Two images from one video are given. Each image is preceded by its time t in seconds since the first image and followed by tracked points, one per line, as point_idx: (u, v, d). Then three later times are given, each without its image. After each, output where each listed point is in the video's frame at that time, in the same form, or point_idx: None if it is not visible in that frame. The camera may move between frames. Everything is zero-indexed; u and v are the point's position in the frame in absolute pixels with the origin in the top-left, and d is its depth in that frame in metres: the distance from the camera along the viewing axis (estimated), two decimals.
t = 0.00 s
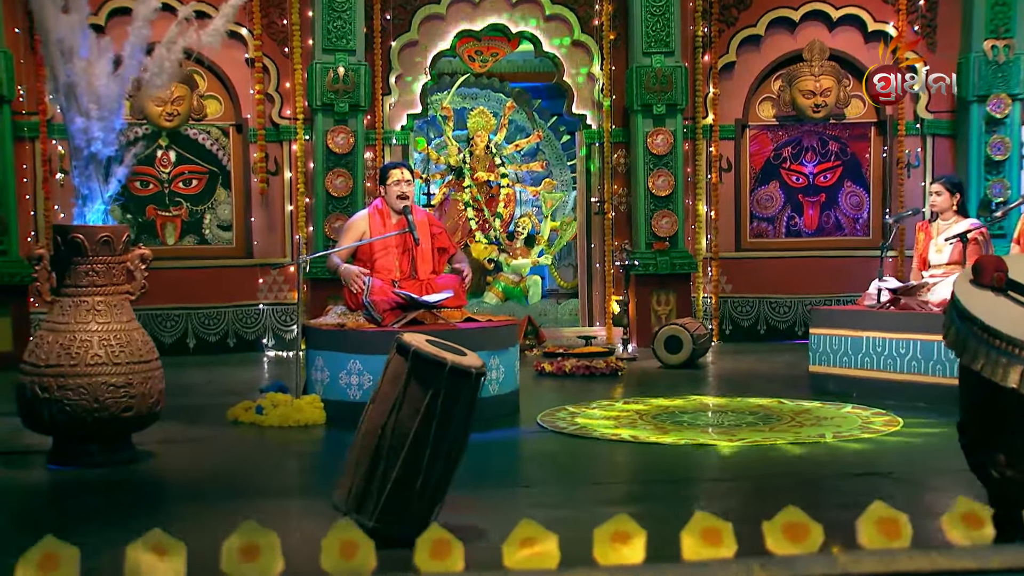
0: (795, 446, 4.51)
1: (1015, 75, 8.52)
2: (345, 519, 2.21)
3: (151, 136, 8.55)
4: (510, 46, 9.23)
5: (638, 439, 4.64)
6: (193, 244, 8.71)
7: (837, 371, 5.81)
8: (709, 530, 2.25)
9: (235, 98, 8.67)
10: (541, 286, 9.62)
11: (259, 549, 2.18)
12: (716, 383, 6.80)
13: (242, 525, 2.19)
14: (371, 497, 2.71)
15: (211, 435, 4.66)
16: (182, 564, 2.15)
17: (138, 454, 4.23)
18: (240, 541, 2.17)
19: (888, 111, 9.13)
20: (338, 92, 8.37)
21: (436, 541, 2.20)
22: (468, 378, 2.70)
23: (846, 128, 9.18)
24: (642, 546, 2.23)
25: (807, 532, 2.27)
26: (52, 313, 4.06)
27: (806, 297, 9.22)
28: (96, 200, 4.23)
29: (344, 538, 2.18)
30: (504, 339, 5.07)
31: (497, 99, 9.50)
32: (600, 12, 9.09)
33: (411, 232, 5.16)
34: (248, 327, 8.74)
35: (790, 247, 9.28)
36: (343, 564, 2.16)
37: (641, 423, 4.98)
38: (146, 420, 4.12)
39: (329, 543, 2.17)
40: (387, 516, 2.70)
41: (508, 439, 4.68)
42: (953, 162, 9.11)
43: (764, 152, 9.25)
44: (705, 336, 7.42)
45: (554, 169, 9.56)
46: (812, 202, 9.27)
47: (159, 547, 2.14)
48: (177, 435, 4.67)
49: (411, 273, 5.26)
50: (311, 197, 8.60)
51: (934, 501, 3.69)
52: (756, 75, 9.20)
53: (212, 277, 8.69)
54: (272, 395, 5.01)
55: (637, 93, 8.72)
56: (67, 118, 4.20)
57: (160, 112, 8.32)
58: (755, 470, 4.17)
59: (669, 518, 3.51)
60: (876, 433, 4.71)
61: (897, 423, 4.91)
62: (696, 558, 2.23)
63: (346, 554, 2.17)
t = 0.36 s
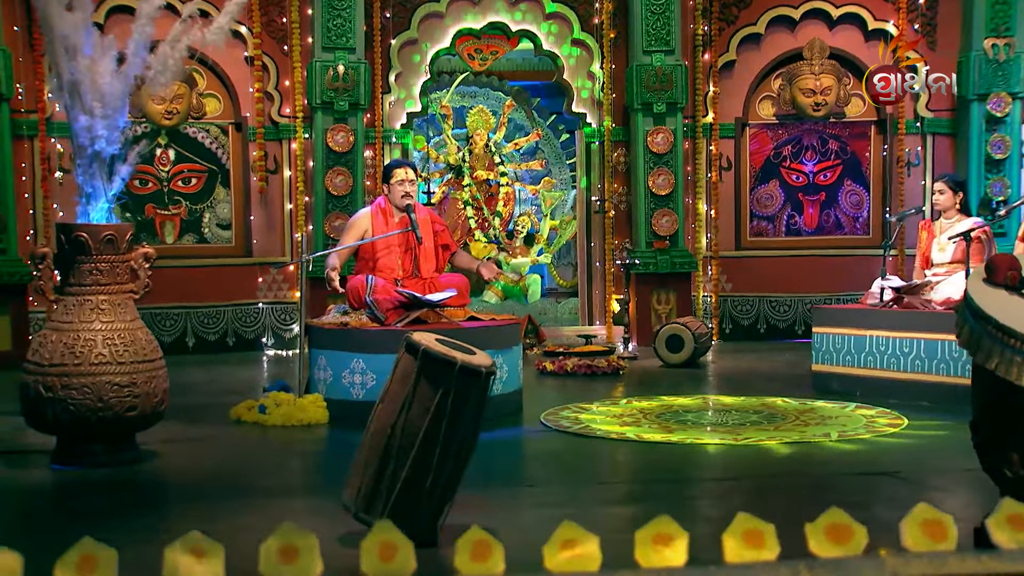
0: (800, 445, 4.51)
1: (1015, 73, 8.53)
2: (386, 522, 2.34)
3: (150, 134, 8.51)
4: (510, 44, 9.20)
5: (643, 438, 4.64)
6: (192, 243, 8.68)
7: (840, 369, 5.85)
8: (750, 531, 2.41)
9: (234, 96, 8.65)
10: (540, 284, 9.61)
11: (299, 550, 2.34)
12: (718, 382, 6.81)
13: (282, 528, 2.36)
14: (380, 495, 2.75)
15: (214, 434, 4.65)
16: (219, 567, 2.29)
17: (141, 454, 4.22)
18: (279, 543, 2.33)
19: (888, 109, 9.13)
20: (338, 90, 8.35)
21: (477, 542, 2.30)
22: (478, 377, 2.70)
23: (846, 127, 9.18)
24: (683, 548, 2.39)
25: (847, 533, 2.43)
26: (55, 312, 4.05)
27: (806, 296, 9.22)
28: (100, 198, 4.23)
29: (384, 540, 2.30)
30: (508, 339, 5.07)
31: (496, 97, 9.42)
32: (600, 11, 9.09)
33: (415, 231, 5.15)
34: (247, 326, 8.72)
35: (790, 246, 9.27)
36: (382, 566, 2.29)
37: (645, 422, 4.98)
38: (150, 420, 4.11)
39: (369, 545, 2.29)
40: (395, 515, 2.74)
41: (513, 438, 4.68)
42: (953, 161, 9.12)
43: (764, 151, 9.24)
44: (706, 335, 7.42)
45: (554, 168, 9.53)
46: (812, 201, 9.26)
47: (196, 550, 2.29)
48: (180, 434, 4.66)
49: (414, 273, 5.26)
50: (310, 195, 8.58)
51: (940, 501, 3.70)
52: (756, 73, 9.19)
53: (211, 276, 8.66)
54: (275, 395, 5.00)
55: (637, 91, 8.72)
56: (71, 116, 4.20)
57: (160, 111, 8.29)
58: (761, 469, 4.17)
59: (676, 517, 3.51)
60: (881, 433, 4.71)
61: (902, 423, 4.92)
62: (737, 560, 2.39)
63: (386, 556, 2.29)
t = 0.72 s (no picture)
0: (803, 446, 4.53)
1: (1014, 74, 8.54)
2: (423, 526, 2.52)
3: (149, 134, 8.49)
4: (508, 44, 9.19)
5: (648, 438, 4.67)
6: (191, 243, 8.65)
7: (842, 369, 5.86)
8: (793, 535, 2.67)
9: (233, 95, 8.63)
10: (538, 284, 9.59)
11: (337, 554, 2.49)
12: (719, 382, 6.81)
13: (320, 533, 2.50)
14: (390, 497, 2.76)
15: (217, 434, 4.64)
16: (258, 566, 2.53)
17: (143, 454, 4.23)
18: (319, 547, 2.48)
19: (887, 109, 9.12)
20: (337, 90, 8.33)
21: (517, 546, 2.56)
22: (487, 378, 2.76)
23: (845, 127, 9.18)
24: (724, 553, 2.64)
25: (889, 537, 2.69)
26: (58, 312, 4.07)
27: (805, 296, 9.22)
28: (103, 199, 4.24)
29: (423, 543, 2.50)
30: (511, 339, 5.05)
31: (494, 97, 9.41)
32: (599, 11, 9.07)
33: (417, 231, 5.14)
34: (246, 326, 8.70)
35: (789, 246, 9.27)
36: (422, 569, 2.48)
37: (649, 423, 4.99)
38: (153, 420, 4.14)
39: (410, 550, 2.48)
40: (404, 516, 2.77)
41: (517, 439, 4.68)
42: (952, 161, 9.12)
43: (763, 151, 9.24)
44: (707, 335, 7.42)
45: (553, 168, 9.59)
46: (811, 201, 9.26)
47: (236, 554, 2.52)
48: (182, 434, 4.65)
49: (415, 273, 5.25)
50: (309, 195, 8.55)
51: (944, 502, 3.71)
52: (756, 73, 9.18)
53: (209, 276, 8.63)
54: (277, 395, 4.99)
55: (637, 91, 8.70)
56: (74, 116, 4.19)
57: (159, 111, 8.27)
58: (764, 470, 4.18)
59: (683, 518, 3.51)
60: (886, 433, 4.74)
61: (906, 423, 4.94)
62: (782, 563, 2.65)
63: (426, 560, 2.48)
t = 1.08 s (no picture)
0: (807, 447, 4.55)
1: (1013, 74, 8.56)
2: (462, 529, 2.46)
3: (146, 134, 8.46)
4: (507, 44, 9.18)
5: (650, 439, 4.70)
6: (189, 243, 8.62)
7: (845, 370, 5.91)
8: (836, 539, 2.61)
9: (231, 94, 8.61)
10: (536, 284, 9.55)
11: (375, 558, 2.39)
12: (720, 383, 6.83)
13: (359, 535, 2.41)
14: (397, 498, 2.77)
15: (220, 435, 4.65)
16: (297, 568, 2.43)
17: (146, 456, 4.24)
18: (357, 550, 2.39)
19: (886, 109, 9.13)
20: (336, 90, 8.31)
21: (557, 550, 2.51)
22: (496, 377, 2.77)
23: (844, 127, 9.19)
24: (767, 557, 2.53)
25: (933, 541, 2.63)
26: (61, 313, 4.07)
27: (804, 296, 9.22)
28: (105, 198, 4.24)
29: (463, 547, 2.44)
30: (512, 339, 5.02)
31: (492, 97, 9.33)
32: (598, 10, 9.06)
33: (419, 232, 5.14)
34: (244, 326, 8.68)
35: (787, 246, 9.26)
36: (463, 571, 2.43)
37: (653, 424, 5.01)
38: (156, 421, 4.13)
39: (448, 552, 2.43)
40: (411, 518, 2.76)
41: (520, 440, 4.69)
42: (951, 161, 9.12)
43: (762, 151, 9.23)
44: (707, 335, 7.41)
45: (550, 168, 9.43)
46: (810, 201, 9.26)
47: (275, 557, 2.43)
48: (185, 435, 4.65)
49: (418, 273, 5.23)
50: (307, 195, 8.53)
51: (948, 503, 3.71)
52: (754, 73, 9.17)
53: (207, 275, 8.61)
54: (278, 396, 4.99)
55: (636, 91, 8.69)
56: (77, 115, 4.21)
57: (157, 110, 8.24)
58: (767, 470, 4.19)
59: (687, 518, 3.52)
60: (890, 434, 4.77)
61: (910, 423, 4.97)
62: (824, 568, 2.61)
63: (466, 562, 2.44)
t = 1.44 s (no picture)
0: (811, 447, 4.55)
1: (1013, 73, 8.55)
2: (504, 532, 2.41)
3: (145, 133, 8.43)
4: (506, 43, 9.11)
5: (654, 439, 4.71)
6: (187, 243, 8.58)
7: (847, 370, 5.92)
8: (880, 544, 2.50)
9: (230, 94, 8.58)
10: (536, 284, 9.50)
11: (415, 560, 2.34)
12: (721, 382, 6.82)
13: (400, 537, 2.37)
14: (406, 500, 2.78)
15: (223, 436, 4.64)
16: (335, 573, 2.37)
17: (148, 457, 4.24)
18: (397, 554, 2.35)
19: (886, 109, 9.12)
20: (335, 89, 8.28)
21: (599, 553, 2.45)
22: (505, 378, 2.79)
23: (844, 127, 9.18)
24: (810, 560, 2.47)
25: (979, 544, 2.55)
26: (64, 313, 4.07)
27: (804, 296, 9.20)
28: (108, 198, 4.29)
29: (502, 552, 2.37)
30: (515, 340, 5.00)
31: (491, 96, 9.28)
32: (598, 9, 9.04)
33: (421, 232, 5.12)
34: (243, 327, 8.64)
35: (787, 246, 9.25)
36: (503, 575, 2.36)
37: (656, 424, 5.01)
38: (159, 421, 4.13)
39: (489, 555, 2.37)
40: (420, 520, 2.79)
41: (524, 441, 4.69)
42: (951, 161, 9.12)
43: (762, 150, 9.22)
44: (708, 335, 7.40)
45: (549, 167, 9.42)
46: (810, 201, 9.25)
47: (313, 561, 2.37)
48: (187, 436, 4.64)
49: (420, 274, 5.20)
50: (306, 195, 8.51)
51: (953, 502, 3.71)
52: (754, 73, 9.16)
53: (206, 275, 8.58)
54: (281, 397, 5.00)
55: (636, 91, 8.67)
56: (80, 114, 4.22)
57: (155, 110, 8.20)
58: (771, 470, 4.18)
59: (694, 518, 3.52)
60: (895, 433, 4.78)
61: (914, 424, 4.98)
62: (868, 573, 2.49)
63: (506, 567, 2.36)
